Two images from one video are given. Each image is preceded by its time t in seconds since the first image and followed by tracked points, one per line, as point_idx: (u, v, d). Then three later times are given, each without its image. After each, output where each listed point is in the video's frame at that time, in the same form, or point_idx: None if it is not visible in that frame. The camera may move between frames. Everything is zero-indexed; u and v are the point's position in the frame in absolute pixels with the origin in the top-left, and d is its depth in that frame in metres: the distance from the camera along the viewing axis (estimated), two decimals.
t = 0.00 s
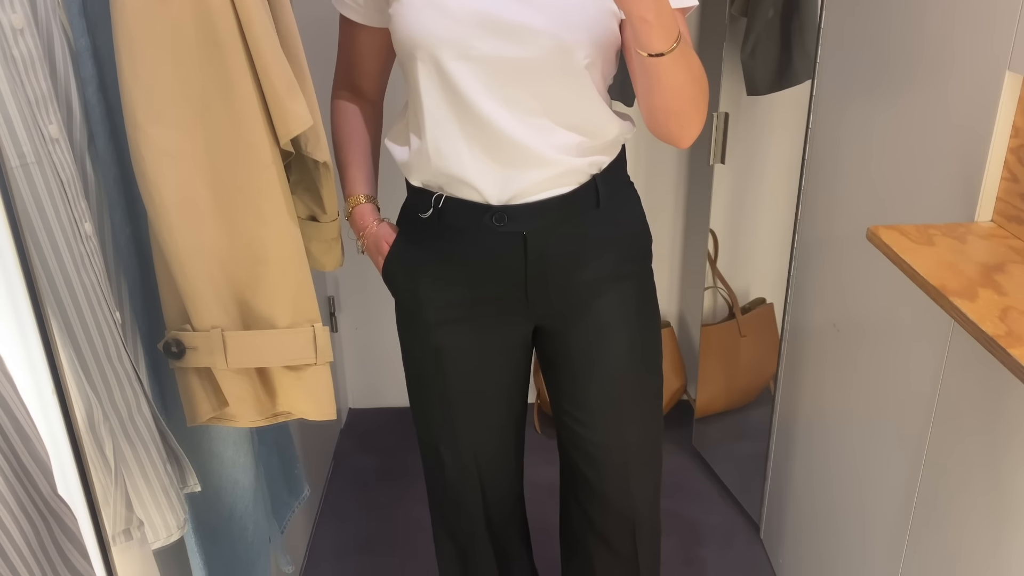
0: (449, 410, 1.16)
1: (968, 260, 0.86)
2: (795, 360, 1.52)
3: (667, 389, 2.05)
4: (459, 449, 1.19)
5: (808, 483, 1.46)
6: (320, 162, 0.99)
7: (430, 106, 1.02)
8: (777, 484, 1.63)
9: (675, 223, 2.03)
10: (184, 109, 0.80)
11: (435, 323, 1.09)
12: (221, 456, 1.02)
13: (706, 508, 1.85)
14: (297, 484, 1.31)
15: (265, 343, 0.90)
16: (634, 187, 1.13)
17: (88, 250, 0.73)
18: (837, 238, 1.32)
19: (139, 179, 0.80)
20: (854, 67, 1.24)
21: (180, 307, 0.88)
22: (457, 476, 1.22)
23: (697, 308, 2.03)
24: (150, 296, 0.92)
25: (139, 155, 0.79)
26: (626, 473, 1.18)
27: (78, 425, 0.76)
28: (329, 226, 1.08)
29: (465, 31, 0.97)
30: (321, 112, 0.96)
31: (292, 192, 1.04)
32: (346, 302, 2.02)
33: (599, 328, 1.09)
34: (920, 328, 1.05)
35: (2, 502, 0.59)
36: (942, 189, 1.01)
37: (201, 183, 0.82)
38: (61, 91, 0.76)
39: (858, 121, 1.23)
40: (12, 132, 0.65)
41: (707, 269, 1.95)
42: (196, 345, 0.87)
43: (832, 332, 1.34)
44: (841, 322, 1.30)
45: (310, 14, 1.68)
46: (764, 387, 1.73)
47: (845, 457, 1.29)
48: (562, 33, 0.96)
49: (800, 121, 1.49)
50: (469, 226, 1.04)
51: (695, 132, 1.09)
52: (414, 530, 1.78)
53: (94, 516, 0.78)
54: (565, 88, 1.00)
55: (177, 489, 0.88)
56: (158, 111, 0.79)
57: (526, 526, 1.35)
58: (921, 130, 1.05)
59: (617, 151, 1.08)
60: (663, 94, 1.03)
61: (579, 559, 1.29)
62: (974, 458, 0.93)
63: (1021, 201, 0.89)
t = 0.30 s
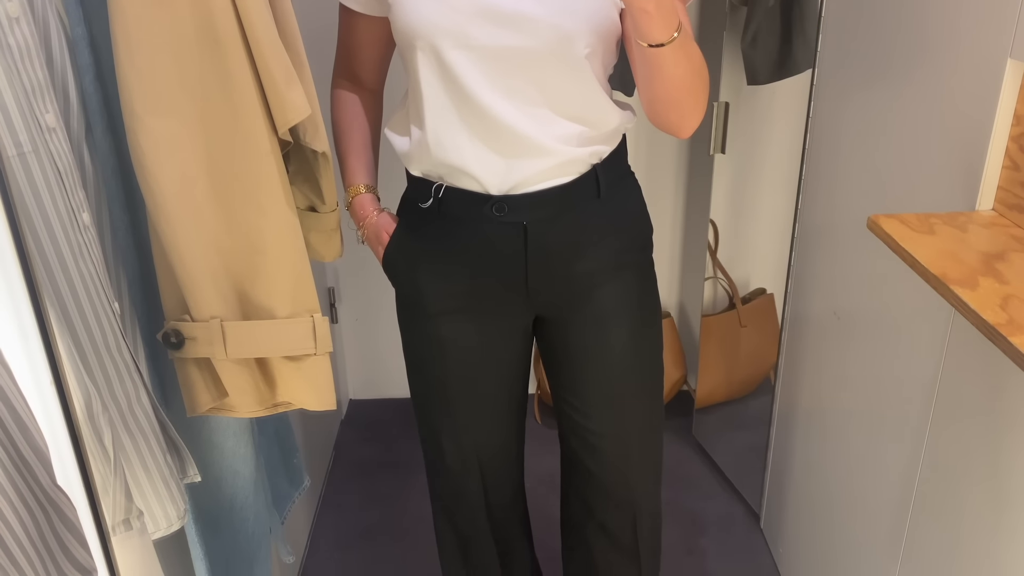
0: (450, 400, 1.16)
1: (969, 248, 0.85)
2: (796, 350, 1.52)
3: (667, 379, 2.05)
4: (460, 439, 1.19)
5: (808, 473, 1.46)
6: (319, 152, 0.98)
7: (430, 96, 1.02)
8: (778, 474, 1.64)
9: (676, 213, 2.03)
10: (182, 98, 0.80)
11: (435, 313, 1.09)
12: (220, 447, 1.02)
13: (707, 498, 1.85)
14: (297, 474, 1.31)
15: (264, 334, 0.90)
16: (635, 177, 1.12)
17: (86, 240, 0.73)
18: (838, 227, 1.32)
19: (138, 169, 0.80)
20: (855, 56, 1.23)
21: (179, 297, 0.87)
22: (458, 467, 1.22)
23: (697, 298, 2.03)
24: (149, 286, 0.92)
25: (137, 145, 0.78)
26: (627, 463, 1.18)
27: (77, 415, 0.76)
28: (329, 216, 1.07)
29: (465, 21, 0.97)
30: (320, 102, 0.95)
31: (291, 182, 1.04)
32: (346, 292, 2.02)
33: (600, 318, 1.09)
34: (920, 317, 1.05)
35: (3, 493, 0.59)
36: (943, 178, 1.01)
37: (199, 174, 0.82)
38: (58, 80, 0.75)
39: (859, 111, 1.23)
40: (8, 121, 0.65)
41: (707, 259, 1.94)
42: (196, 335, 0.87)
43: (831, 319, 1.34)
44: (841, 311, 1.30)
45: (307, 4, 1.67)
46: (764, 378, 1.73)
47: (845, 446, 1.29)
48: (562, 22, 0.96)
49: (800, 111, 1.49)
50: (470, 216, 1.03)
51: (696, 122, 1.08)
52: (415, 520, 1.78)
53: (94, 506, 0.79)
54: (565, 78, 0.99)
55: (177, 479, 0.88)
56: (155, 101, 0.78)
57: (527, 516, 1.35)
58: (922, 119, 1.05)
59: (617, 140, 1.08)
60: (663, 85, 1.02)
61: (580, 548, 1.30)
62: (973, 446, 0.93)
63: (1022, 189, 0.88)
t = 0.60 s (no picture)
0: (451, 390, 1.17)
1: (969, 238, 0.85)
2: (796, 341, 1.52)
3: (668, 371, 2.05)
4: (460, 429, 1.20)
5: (808, 463, 1.47)
6: (319, 143, 0.98)
7: (430, 87, 1.01)
8: (778, 464, 1.64)
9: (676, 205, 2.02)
10: (181, 88, 0.80)
11: (435, 303, 1.09)
12: (221, 437, 1.02)
13: (707, 489, 1.86)
14: (298, 465, 1.31)
15: (265, 324, 0.90)
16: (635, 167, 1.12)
17: (87, 231, 0.73)
18: (838, 218, 1.31)
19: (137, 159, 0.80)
20: (856, 46, 1.23)
21: (179, 288, 0.88)
22: (459, 457, 1.22)
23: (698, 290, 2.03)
24: (149, 276, 0.92)
25: (136, 135, 0.79)
26: (628, 452, 1.18)
27: (77, 404, 0.76)
28: (329, 207, 1.07)
29: (465, 11, 0.96)
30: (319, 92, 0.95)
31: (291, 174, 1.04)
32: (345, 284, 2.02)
33: (600, 308, 1.09)
34: (921, 307, 1.05)
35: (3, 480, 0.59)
36: (944, 167, 1.01)
37: (198, 164, 0.82)
38: (57, 70, 0.75)
39: (859, 101, 1.23)
40: (8, 110, 0.65)
41: (707, 251, 1.94)
42: (196, 325, 0.87)
43: (831, 306, 1.35)
44: (841, 301, 1.30)
45: None
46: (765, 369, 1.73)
47: (846, 436, 1.30)
48: (562, 12, 0.96)
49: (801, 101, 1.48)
50: (470, 206, 1.03)
51: (695, 113, 1.08)
52: (416, 511, 1.79)
53: (94, 492, 0.80)
54: (565, 68, 0.99)
55: (178, 469, 0.88)
56: (153, 92, 0.78)
57: (527, 506, 1.35)
58: (923, 108, 1.05)
59: (618, 131, 1.08)
60: (663, 76, 1.02)
61: (580, 538, 1.30)
62: (973, 435, 0.94)
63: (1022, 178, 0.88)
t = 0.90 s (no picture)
0: (450, 382, 1.17)
1: (966, 230, 0.85)
2: (795, 333, 1.52)
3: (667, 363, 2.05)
4: (459, 421, 1.20)
5: (806, 455, 1.47)
6: (317, 136, 0.98)
7: (429, 79, 1.01)
8: (776, 457, 1.64)
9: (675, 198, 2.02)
10: (178, 80, 0.80)
11: (434, 296, 1.10)
12: (220, 430, 1.02)
13: (706, 482, 1.86)
14: (297, 458, 1.31)
15: (262, 316, 0.90)
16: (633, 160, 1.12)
17: (83, 223, 0.73)
18: (836, 210, 1.31)
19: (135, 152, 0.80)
20: (854, 38, 1.23)
21: (177, 280, 0.88)
22: (459, 449, 1.22)
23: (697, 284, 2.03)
24: (147, 269, 0.92)
25: (134, 128, 0.79)
26: (627, 443, 1.18)
27: (76, 397, 0.76)
28: (327, 200, 1.07)
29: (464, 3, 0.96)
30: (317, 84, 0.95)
31: (289, 167, 1.04)
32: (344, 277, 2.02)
33: (598, 300, 1.09)
34: (918, 298, 1.05)
35: None
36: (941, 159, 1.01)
37: (196, 156, 0.82)
38: (54, 63, 0.75)
39: (858, 94, 1.23)
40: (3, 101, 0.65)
41: (706, 244, 1.94)
42: (194, 318, 0.87)
43: (829, 299, 1.35)
44: (839, 293, 1.30)
45: None
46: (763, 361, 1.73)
47: (843, 427, 1.30)
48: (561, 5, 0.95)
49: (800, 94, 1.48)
50: (469, 198, 1.03)
51: (693, 106, 1.08)
52: (415, 505, 1.79)
53: (94, 486, 0.80)
54: (564, 61, 0.99)
55: (176, 460, 0.88)
56: (151, 84, 0.78)
57: (526, 498, 1.36)
58: (922, 100, 1.04)
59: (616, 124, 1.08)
60: (660, 69, 1.02)
61: (579, 530, 1.30)
62: (969, 426, 0.94)
63: (1020, 170, 0.88)
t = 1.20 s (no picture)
0: (448, 375, 1.17)
1: (963, 221, 0.85)
2: (793, 327, 1.52)
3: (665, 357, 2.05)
4: (457, 415, 1.20)
5: (804, 449, 1.47)
6: (314, 129, 0.98)
7: (427, 72, 1.01)
8: (774, 451, 1.64)
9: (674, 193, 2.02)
10: (174, 73, 0.80)
11: (432, 289, 1.10)
12: (219, 424, 1.03)
13: (704, 475, 1.86)
14: (296, 453, 1.32)
15: (259, 309, 0.90)
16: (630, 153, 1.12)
17: (80, 216, 0.73)
18: (834, 203, 1.31)
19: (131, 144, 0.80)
20: (852, 30, 1.22)
21: (174, 273, 0.88)
22: (457, 442, 1.23)
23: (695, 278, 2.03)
24: (144, 262, 0.92)
25: (130, 120, 0.79)
26: (626, 436, 1.19)
27: (72, 388, 0.76)
28: (324, 194, 1.07)
29: None
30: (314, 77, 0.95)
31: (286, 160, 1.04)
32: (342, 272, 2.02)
33: (596, 293, 1.09)
34: (916, 291, 1.05)
35: None
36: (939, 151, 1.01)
37: (192, 148, 0.82)
38: (50, 56, 0.75)
39: (856, 86, 1.23)
40: None
41: (705, 238, 1.94)
42: (191, 311, 0.87)
43: (824, 288, 1.36)
44: (837, 286, 1.30)
45: None
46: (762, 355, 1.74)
47: (841, 420, 1.30)
48: None
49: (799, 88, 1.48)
50: (467, 191, 1.03)
51: (690, 100, 1.08)
52: (414, 499, 1.80)
53: (92, 480, 0.79)
54: (562, 54, 0.99)
55: (174, 453, 0.88)
56: (146, 77, 0.78)
57: (525, 491, 1.36)
58: (920, 93, 1.04)
59: (614, 117, 1.07)
60: (658, 63, 1.02)
61: (577, 523, 1.30)
62: (967, 419, 0.94)
63: (1017, 161, 0.88)
